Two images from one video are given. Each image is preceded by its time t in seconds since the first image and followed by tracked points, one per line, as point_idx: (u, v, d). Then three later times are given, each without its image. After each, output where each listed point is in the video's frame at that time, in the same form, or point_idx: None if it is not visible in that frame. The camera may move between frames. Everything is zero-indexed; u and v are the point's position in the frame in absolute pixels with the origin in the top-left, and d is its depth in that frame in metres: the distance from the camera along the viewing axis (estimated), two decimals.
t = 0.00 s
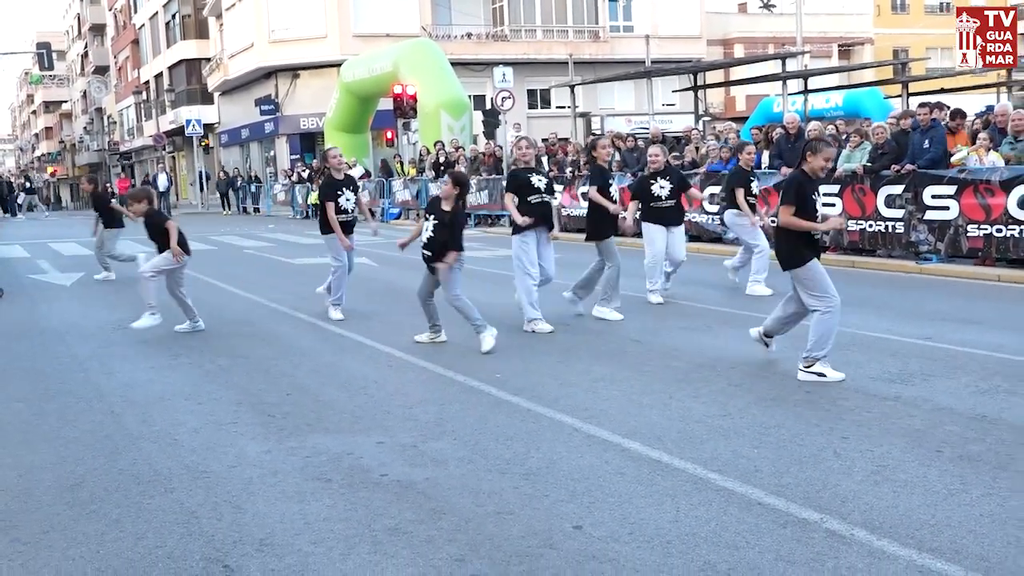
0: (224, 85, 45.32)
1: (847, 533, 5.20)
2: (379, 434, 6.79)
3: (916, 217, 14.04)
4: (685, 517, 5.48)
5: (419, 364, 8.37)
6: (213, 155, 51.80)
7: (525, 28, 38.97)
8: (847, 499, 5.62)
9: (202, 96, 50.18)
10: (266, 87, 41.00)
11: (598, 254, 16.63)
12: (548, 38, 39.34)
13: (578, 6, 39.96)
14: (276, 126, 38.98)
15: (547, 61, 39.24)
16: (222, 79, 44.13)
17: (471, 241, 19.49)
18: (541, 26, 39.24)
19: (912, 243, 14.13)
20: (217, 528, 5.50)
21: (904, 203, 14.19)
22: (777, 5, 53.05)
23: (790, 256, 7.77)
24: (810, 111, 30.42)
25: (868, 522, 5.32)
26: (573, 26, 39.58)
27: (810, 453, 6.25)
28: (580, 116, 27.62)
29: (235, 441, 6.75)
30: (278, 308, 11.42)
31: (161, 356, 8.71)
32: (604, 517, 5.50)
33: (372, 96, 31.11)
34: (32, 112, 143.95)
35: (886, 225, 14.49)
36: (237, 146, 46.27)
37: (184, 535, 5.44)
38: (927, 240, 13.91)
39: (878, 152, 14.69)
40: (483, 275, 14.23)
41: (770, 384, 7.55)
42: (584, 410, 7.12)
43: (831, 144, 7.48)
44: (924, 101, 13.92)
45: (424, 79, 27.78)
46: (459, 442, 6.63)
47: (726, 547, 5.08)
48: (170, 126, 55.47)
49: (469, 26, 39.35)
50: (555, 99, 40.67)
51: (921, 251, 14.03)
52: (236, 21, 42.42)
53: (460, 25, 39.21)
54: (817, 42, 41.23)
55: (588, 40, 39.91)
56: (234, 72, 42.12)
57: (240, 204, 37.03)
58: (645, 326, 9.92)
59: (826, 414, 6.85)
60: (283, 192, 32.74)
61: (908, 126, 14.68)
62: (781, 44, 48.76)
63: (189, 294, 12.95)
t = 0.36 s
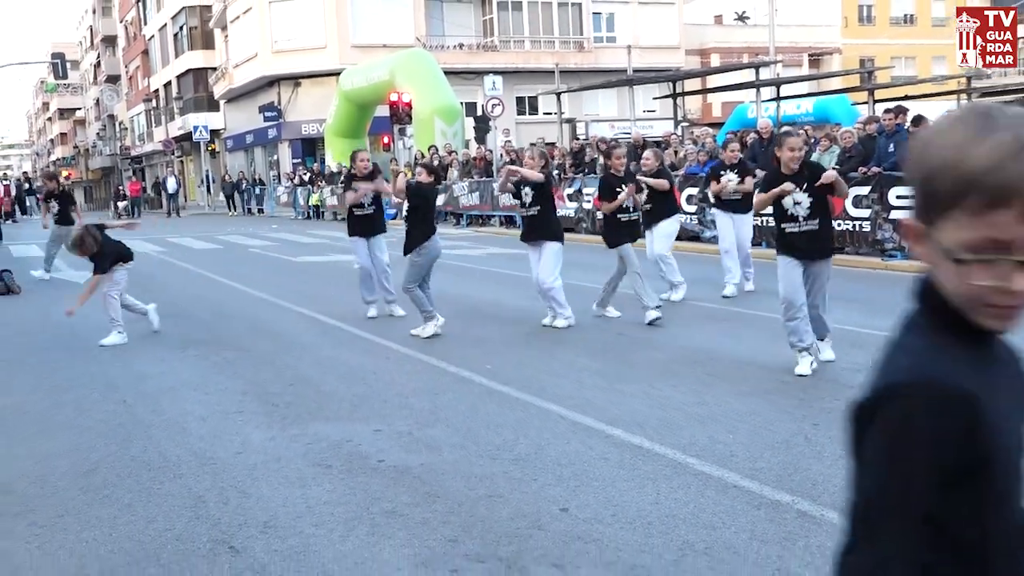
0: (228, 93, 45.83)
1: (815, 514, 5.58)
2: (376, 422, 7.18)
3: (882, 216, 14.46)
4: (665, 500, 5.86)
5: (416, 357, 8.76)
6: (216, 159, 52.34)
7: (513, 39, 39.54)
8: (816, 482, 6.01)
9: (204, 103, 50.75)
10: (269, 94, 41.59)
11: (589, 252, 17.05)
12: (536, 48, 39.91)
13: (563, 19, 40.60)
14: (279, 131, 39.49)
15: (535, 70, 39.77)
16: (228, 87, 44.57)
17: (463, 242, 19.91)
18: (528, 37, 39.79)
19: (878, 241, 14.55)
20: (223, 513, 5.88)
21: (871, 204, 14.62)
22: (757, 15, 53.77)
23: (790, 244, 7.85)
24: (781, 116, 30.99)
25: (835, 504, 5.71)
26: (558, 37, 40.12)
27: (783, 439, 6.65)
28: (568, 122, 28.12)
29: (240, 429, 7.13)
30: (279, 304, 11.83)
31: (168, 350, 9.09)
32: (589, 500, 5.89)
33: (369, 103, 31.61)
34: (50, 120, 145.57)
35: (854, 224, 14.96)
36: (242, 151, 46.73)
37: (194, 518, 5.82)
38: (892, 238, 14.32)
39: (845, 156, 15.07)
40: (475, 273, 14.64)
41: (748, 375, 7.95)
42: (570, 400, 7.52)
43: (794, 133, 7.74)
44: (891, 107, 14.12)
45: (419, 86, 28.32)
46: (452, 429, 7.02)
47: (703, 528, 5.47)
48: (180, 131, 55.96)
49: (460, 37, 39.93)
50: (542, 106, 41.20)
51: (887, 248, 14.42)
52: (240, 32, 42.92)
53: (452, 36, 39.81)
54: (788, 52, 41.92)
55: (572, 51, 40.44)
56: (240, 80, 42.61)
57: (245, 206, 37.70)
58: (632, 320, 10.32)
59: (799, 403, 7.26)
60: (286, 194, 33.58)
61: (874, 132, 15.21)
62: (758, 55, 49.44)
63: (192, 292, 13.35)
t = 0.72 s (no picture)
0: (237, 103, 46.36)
1: (785, 495, 6.03)
2: (375, 412, 7.64)
3: (848, 217, 15.23)
4: (644, 483, 6.32)
5: (415, 351, 9.21)
6: (225, 165, 53.12)
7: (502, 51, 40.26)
8: (785, 467, 6.46)
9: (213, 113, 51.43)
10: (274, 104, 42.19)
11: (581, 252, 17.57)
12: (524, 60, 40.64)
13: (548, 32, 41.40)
14: (281, 140, 39.93)
15: (523, 82, 40.48)
16: (234, 97, 45.13)
17: (457, 242, 20.45)
18: (517, 49, 40.52)
19: (845, 240, 15.33)
20: (231, 496, 6.32)
21: (836, 206, 15.39)
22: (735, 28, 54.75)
23: (783, 248, 8.32)
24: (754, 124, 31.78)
25: (803, 485, 6.16)
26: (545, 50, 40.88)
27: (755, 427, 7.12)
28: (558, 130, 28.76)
29: (248, 417, 7.59)
30: (286, 301, 12.32)
31: (177, 345, 9.55)
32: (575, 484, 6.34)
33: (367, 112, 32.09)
34: (63, 129, 147.26)
35: (822, 225, 15.79)
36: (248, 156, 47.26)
37: (203, 501, 6.25)
38: (858, 238, 15.11)
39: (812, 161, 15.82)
40: (469, 271, 15.16)
41: (726, 366, 8.43)
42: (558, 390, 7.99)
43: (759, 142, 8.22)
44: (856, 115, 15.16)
45: (414, 95, 28.74)
46: (446, 418, 7.48)
47: (679, 508, 5.91)
48: (190, 138, 56.58)
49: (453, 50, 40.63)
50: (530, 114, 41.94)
51: (852, 248, 15.22)
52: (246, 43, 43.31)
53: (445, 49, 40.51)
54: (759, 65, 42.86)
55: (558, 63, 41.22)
56: (246, 91, 43.12)
57: (252, 209, 38.24)
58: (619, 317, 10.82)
59: (771, 392, 7.73)
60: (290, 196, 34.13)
61: (844, 141, 15.79)
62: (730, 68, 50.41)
63: (199, 290, 13.83)
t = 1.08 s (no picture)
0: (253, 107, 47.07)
1: (766, 473, 6.50)
2: (385, 397, 8.14)
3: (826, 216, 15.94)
4: (635, 462, 6.80)
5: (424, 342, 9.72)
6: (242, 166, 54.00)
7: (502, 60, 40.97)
8: (767, 448, 6.94)
9: (234, 116, 52.49)
10: (289, 108, 42.97)
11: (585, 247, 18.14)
12: (523, 68, 41.38)
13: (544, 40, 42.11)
14: (296, 142, 40.59)
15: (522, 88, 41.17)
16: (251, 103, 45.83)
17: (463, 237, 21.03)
18: (516, 58, 41.24)
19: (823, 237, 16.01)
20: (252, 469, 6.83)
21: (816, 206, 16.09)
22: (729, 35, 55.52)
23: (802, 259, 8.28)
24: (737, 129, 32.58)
25: (782, 465, 6.64)
26: (542, 59, 41.61)
27: (741, 410, 7.61)
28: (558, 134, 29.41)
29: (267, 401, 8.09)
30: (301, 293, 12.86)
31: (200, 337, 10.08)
32: (571, 462, 6.83)
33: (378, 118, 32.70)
34: (94, 129, 149.98)
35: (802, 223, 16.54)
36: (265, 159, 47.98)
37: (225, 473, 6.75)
38: (834, 235, 15.79)
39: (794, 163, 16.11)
40: (475, 266, 15.73)
41: (718, 357, 8.93)
42: (557, 378, 8.49)
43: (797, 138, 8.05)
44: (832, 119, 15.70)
45: (419, 101, 29.37)
46: (452, 403, 7.99)
47: (667, 485, 6.39)
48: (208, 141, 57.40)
49: (457, 58, 41.31)
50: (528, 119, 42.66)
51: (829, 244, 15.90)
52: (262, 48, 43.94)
53: (449, 58, 41.18)
54: (746, 72, 43.67)
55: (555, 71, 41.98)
56: (262, 97, 43.74)
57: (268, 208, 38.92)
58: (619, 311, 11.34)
59: (758, 380, 8.22)
60: (305, 197, 34.90)
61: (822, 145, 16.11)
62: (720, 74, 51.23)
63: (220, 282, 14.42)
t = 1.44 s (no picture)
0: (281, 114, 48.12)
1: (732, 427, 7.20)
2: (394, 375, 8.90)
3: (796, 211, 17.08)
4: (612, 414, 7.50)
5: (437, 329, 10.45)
6: (273, 167, 55.42)
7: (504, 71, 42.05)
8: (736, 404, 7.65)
9: (262, 122, 53.81)
10: (313, 115, 44.00)
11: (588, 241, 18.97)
12: (522, 80, 42.55)
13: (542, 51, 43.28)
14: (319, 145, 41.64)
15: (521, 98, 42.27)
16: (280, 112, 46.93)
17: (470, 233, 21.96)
18: (517, 70, 42.35)
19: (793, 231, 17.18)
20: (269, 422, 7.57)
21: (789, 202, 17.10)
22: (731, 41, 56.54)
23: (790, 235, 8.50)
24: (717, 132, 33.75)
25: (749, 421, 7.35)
26: (539, 71, 42.89)
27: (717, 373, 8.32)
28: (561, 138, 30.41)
29: (290, 379, 8.82)
30: (323, 284, 13.66)
31: (229, 327, 10.88)
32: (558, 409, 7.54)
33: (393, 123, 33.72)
34: (129, 135, 153.00)
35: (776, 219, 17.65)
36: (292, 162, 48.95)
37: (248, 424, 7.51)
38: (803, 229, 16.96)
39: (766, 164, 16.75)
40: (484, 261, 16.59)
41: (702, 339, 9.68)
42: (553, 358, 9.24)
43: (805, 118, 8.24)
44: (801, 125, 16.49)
45: (429, 107, 30.33)
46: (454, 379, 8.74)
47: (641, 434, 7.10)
48: (243, 144, 58.50)
49: (463, 69, 42.45)
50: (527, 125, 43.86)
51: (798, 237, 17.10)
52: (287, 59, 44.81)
53: (457, 70, 42.21)
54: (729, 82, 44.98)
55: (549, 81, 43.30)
56: (291, 103, 44.75)
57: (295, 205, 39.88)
58: (617, 301, 12.13)
59: (735, 354, 8.94)
60: (329, 194, 35.84)
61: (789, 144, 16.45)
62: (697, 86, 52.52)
63: (245, 274, 15.32)
